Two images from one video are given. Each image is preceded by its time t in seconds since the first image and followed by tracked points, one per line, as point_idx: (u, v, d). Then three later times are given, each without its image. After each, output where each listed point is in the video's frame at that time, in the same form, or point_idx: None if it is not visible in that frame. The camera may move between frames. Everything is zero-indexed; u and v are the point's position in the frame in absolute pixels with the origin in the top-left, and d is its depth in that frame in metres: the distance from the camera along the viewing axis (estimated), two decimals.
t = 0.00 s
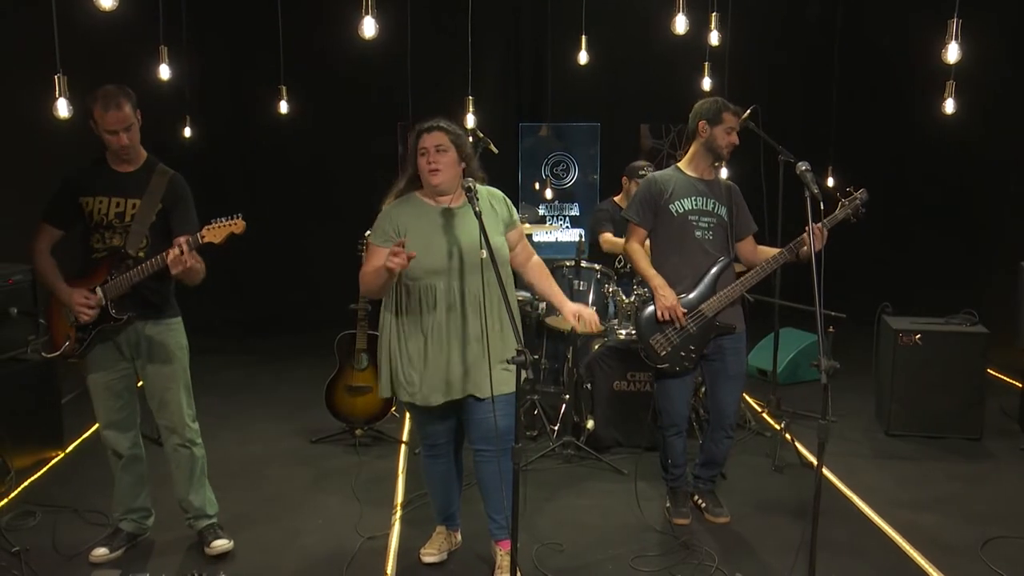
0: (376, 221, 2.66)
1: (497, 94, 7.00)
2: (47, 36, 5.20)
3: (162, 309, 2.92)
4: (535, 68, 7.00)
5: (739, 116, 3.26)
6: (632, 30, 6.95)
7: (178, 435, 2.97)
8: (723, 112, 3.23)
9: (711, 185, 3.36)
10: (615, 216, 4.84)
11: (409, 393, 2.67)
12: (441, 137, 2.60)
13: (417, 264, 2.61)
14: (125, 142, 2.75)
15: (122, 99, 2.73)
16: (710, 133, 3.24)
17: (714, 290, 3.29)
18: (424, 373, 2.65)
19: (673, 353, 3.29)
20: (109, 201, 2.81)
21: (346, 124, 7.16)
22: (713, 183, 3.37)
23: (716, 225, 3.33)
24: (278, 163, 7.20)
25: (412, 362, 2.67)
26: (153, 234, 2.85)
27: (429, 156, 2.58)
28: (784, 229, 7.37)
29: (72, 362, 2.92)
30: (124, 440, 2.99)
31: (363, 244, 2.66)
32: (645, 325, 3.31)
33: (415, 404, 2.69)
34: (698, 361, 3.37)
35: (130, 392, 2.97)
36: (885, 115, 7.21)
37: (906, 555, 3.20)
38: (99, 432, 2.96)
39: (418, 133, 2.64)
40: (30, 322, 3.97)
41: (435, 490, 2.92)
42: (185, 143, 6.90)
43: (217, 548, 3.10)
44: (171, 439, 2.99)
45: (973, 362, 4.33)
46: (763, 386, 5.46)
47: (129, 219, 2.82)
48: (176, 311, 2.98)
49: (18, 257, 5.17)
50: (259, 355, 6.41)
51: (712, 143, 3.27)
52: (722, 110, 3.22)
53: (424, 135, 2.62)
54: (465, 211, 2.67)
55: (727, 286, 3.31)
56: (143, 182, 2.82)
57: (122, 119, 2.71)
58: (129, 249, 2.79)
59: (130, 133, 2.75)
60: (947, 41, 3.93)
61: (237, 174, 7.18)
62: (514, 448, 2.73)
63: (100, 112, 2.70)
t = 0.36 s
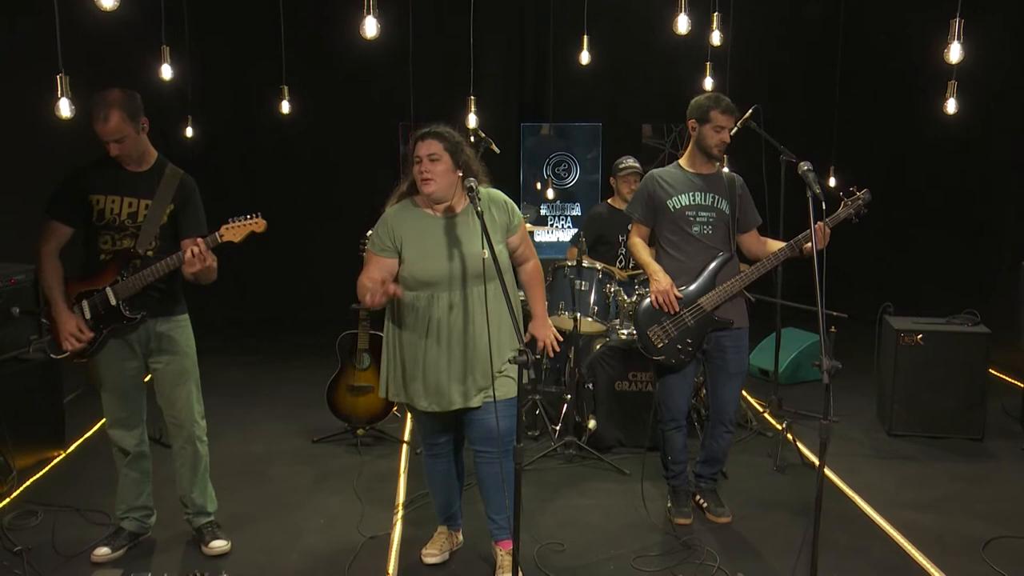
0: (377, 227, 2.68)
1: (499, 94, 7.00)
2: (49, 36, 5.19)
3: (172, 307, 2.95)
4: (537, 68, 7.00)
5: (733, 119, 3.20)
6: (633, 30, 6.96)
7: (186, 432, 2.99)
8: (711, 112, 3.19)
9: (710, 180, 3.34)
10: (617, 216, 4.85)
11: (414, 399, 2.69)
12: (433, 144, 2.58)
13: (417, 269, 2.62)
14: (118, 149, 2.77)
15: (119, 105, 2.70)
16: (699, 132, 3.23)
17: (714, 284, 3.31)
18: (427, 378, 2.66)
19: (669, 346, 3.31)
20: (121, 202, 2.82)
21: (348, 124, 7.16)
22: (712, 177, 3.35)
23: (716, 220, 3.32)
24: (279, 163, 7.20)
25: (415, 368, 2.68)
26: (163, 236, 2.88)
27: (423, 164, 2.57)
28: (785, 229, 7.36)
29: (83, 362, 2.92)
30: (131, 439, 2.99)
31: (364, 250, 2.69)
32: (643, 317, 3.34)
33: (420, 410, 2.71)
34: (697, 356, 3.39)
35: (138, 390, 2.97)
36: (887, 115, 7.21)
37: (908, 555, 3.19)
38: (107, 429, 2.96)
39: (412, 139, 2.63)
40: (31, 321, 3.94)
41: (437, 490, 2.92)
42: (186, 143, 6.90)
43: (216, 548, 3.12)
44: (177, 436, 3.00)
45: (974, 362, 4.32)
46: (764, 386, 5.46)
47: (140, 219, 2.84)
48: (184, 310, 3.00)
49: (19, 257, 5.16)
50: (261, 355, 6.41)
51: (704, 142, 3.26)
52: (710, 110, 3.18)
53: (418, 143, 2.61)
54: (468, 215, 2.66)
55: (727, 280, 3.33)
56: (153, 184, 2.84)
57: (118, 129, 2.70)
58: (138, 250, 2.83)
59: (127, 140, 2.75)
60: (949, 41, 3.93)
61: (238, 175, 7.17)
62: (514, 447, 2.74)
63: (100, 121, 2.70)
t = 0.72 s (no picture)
0: (374, 225, 2.66)
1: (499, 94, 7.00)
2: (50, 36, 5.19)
3: (198, 307, 2.98)
4: (536, 68, 7.00)
5: (727, 121, 3.19)
6: (633, 30, 6.96)
7: (195, 429, 3.02)
8: (702, 114, 3.19)
9: (708, 179, 3.34)
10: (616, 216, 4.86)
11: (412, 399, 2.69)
12: (422, 152, 2.55)
13: (417, 268, 2.62)
14: (142, 153, 2.80)
15: (138, 111, 2.71)
16: (692, 133, 3.25)
17: (713, 283, 3.31)
18: (426, 378, 2.66)
19: (667, 345, 3.31)
20: (147, 203, 2.84)
21: (348, 124, 7.16)
22: (711, 177, 3.34)
23: (714, 220, 3.32)
24: (279, 163, 7.20)
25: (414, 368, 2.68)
26: (190, 236, 2.91)
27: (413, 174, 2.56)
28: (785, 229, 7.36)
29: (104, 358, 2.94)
30: (143, 439, 2.98)
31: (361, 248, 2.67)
32: (642, 316, 3.35)
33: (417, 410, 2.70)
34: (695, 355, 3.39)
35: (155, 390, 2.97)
36: (887, 115, 7.21)
37: (908, 555, 3.20)
38: (121, 428, 2.97)
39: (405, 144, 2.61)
40: (30, 321, 3.92)
41: (437, 490, 2.92)
42: (186, 143, 6.90)
43: (216, 549, 3.12)
44: (189, 434, 3.03)
45: (974, 362, 4.32)
46: (764, 386, 5.45)
47: (167, 220, 2.86)
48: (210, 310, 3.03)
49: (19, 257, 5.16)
50: (261, 355, 6.42)
51: (698, 143, 3.27)
52: (701, 112, 3.17)
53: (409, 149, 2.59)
54: (467, 213, 2.66)
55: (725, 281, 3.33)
56: (181, 184, 2.86)
57: (137, 136, 2.72)
58: (168, 250, 2.86)
59: (149, 144, 2.77)
60: (949, 41, 3.93)
61: (238, 175, 7.17)
62: (514, 448, 2.74)
63: (121, 127, 2.72)
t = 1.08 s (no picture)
0: (376, 226, 2.67)
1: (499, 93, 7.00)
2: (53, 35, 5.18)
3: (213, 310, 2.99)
4: (536, 68, 7.00)
5: (727, 121, 3.18)
6: (633, 31, 6.97)
7: (202, 427, 3.03)
8: (704, 114, 3.18)
9: (709, 178, 3.34)
10: (615, 216, 4.86)
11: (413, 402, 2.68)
12: (437, 152, 2.55)
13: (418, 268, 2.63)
14: (158, 159, 2.83)
15: (156, 120, 2.71)
16: (694, 132, 3.25)
17: (712, 282, 3.31)
18: (427, 379, 2.66)
19: (669, 346, 3.32)
20: (162, 206, 2.85)
21: (348, 124, 7.16)
22: (712, 176, 3.35)
23: (716, 219, 3.33)
24: (279, 163, 7.20)
25: (415, 370, 2.68)
26: (206, 239, 2.93)
27: (431, 174, 2.55)
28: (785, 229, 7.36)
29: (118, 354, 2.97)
30: (150, 436, 2.99)
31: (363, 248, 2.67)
32: (643, 316, 3.37)
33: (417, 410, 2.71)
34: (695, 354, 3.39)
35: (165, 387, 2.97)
36: (887, 115, 7.21)
37: (908, 555, 3.20)
38: (130, 425, 2.97)
39: (416, 142, 2.59)
40: (31, 321, 3.93)
41: (438, 491, 2.92)
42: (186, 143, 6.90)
43: (216, 549, 3.13)
44: (198, 432, 3.04)
45: (974, 362, 4.33)
46: (765, 386, 5.45)
47: (182, 224, 2.87)
48: (224, 313, 3.03)
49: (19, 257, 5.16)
50: (261, 355, 6.42)
51: (700, 142, 3.27)
52: (703, 111, 3.17)
53: (422, 148, 2.57)
54: (468, 213, 2.67)
55: (725, 280, 3.33)
56: (197, 187, 2.87)
57: (152, 145, 2.73)
58: (182, 255, 2.89)
59: (164, 152, 2.79)
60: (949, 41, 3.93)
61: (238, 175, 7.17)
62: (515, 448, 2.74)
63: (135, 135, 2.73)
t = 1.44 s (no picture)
0: (380, 219, 2.65)
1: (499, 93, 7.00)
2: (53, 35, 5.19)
3: (209, 311, 2.99)
4: (536, 68, 7.00)
5: (734, 125, 3.18)
6: (633, 31, 6.97)
7: (201, 427, 3.02)
8: (710, 117, 3.17)
9: (711, 179, 3.36)
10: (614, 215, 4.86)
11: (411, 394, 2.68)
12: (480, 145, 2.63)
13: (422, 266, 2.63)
14: (155, 157, 2.83)
15: (153, 118, 2.72)
16: (700, 135, 3.25)
17: (715, 283, 3.31)
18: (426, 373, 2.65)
19: (672, 345, 3.32)
20: (159, 206, 2.86)
21: (349, 124, 7.16)
22: (715, 177, 3.37)
23: (720, 220, 3.35)
24: (279, 163, 7.20)
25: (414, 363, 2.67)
26: (202, 239, 2.93)
27: (479, 166, 2.62)
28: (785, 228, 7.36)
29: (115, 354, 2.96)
30: (149, 435, 2.99)
31: (365, 239, 2.66)
32: (646, 318, 3.34)
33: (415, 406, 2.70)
34: (695, 354, 3.40)
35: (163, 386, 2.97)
36: (887, 115, 7.21)
37: (909, 555, 3.19)
38: (129, 424, 2.96)
39: (457, 133, 2.62)
40: (33, 321, 3.93)
41: (440, 491, 2.92)
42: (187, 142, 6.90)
43: (216, 549, 3.13)
44: (198, 431, 3.03)
45: (974, 362, 4.33)
46: (765, 386, 5.45)
47: (178, 224, 2.88)
48: (221, 313, 3.03)
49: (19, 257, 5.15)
50: (262, 355, 6.42)
51: (705, 145, 3.28)
52: (709, 115, 3.16)
53: (465, 139, 2.62)
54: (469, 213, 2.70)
55: (726, 282, 3.33)
56: (193, 188, 2.88)
57: (149, 143, 2.73)
58: (178, 255, 2.89)
59: (161, 150, 2.79)
60: (950, 41, 3.93)
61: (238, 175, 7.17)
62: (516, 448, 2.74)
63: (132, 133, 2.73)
